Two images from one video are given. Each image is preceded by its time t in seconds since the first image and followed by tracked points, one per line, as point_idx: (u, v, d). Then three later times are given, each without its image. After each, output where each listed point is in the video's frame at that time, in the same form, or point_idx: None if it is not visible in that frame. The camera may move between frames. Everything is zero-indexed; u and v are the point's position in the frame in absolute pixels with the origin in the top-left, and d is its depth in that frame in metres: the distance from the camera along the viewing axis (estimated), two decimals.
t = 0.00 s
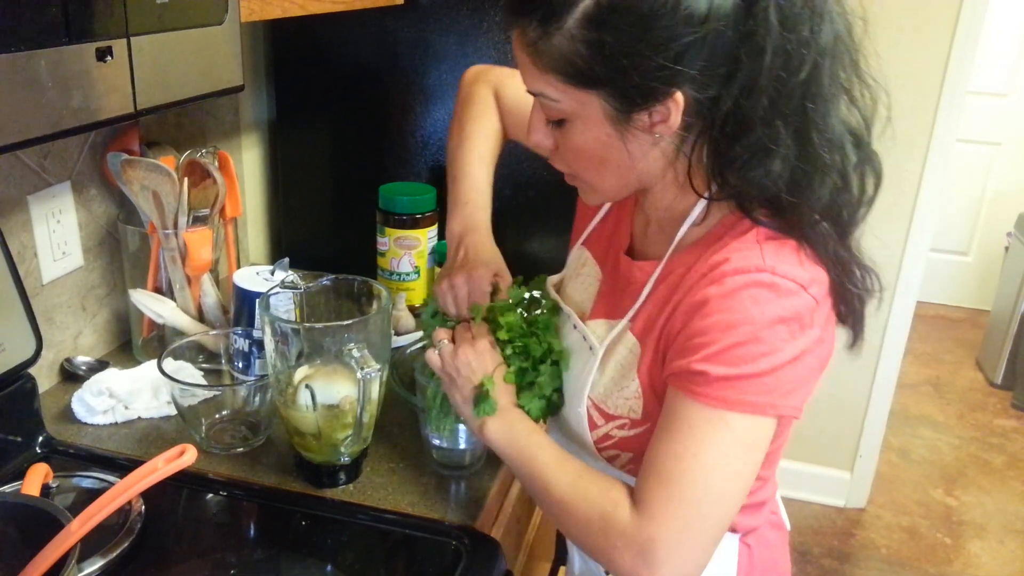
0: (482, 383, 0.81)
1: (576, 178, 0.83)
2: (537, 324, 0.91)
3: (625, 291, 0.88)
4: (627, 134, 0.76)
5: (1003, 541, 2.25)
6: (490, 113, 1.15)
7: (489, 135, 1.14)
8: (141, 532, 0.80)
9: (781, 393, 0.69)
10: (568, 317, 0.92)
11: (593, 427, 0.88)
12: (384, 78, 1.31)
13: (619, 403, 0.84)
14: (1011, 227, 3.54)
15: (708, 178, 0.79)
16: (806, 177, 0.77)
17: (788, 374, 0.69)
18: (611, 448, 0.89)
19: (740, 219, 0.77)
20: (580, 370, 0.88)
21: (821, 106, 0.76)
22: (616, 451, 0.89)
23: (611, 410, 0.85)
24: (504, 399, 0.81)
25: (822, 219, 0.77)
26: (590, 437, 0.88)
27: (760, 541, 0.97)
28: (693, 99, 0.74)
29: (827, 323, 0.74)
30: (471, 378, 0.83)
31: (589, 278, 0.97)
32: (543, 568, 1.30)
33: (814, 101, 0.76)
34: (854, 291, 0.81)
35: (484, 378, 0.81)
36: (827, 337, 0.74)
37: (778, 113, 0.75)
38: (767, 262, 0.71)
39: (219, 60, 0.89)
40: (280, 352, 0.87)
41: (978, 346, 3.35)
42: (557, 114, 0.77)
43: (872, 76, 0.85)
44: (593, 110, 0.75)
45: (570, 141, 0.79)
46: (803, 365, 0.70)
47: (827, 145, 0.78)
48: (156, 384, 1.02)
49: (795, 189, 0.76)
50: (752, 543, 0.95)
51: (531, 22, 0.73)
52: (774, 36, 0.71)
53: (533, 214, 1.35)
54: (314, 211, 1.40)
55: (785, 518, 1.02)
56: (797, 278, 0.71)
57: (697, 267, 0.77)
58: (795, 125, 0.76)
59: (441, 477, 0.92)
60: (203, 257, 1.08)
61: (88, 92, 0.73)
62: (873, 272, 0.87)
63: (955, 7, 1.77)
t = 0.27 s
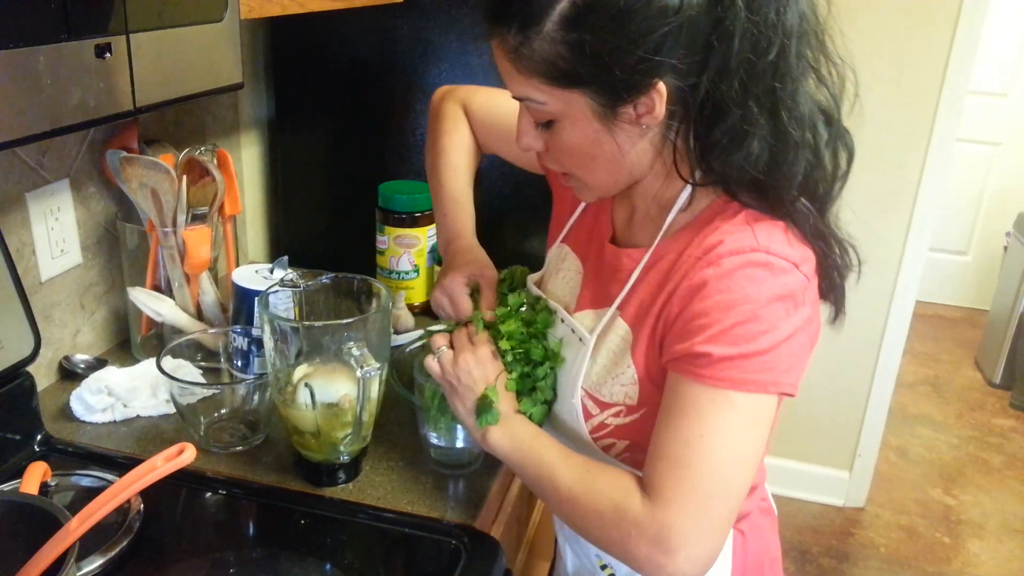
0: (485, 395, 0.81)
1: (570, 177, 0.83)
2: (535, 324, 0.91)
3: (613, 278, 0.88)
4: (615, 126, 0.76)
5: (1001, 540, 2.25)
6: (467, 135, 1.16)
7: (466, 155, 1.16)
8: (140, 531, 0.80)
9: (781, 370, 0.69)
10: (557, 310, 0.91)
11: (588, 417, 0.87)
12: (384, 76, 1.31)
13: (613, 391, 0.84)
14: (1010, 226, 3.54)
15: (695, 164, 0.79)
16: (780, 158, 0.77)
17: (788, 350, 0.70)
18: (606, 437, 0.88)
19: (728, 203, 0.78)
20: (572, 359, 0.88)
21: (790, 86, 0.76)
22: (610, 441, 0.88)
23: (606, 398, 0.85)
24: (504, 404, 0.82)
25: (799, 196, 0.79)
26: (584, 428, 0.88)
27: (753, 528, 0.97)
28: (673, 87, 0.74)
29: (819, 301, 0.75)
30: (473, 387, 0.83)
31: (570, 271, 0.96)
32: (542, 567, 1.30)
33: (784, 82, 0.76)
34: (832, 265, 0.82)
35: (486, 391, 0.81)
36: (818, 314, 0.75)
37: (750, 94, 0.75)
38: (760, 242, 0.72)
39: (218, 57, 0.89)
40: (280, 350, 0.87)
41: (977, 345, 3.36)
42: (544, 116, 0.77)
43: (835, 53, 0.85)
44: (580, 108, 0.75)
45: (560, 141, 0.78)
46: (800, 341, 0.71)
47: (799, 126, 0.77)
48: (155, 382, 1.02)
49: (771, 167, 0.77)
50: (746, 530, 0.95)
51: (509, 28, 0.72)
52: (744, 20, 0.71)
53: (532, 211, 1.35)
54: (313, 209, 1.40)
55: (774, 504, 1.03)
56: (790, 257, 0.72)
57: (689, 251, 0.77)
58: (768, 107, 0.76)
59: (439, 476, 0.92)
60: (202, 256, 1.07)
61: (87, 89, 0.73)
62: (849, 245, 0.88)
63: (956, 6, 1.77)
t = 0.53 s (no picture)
0: (486, 407, 0.81)
1: (562, 178, 0.83)
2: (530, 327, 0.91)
3: (606, 278, 0.88)
4: (604, 126, 0.75)
5: (1001, 540, 2.25)
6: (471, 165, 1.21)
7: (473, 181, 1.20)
8: (141, 532, 0.80)
9: (777, 367, 0.69)
10: (554, 313, 0.91)
11: (583, 419, 0.87)
12: (384, 77, 1.31)
13: (609, 390, 0.84)
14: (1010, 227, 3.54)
15: (683, 160, 0.79)
16: (763, 152, 0.77)
17: (783, 347, 0.69)
18: (602, 438, 0.88)
19: (718, 202, 0.78)
20: (567, 361, 0.88)
21: (771, 80, 0.76)
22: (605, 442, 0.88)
23: (600, 399, 0.85)
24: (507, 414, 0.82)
25: (784, 189, 0.79)
26: (581, 429, 0.88)
27: (751, 526, 0.97)
28: (660, 84, 0.74)
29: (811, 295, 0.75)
30: (474, 398, 0.82)
31: (562, 273, 0.96)
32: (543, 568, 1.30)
33: (765, 75, 0.76)
34: (824, 257, 0.83)
35: (489, 403, 0.81)
36: (811, 309, 0.75)
37: (732, 88, 0.75)
38: (750, 240, 0.72)
39: (218, 58, 0.89)
40: (280, 352, 0.87)
41: (977, 346, 3.35)
42: (533, 119, 0.77)
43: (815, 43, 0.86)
44: (568, 109, 0.74)
45: (551, 143, 0.78)
46: (795, 338, 0.71)
47: (782, 120, 0.78)
48: (155, 383, 1.02)
49: (756, 160, 0.77)
50: (744, 527, 0.95)
51: (494, 35, 0.73)
52: (726, 15, 0.71)
53: (532, 212, 1.36)
54: (312, 210, 1.40)
55: (771, 503, 1.02)
56: (780, 253, 0.72)
57: (680, 252, 0.77)
58: (751, 102, 0.76)
59: (438, 476, 0.92)
60: (202, 257, 1.07)
61: (87, 91, 0.73)
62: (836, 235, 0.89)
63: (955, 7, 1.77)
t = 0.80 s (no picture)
0: (488, 410, 0.81)
1: (557, 180, 0.83)
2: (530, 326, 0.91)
3: (603, 279, 0.88)
4: (597, 128, 0.75)
5: (1002, 538, 2.25)
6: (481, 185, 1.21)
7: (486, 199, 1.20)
8: (141, 534, 0.80)
9: (773, 367, 0.69)
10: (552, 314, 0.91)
11: (581, 418, 0.87)
12: (383, 78, 1.31)
13: (606, 390, 0.84)
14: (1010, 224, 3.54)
15: (678, 161, 0.79)
16: (755, 151, 0.77)
17: (780, 347, 0.70)
18: (599, 438, 0.88)
19: (713, 203, 0.78)
20: (564, 362, 0.88)
21: (760, 79, 0.76)
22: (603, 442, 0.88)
23: (598, 399, 0.85)
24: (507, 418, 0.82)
25: (777, 187, 0.79)
26: (579, 429, 0.88)
27: (749, 524, 0.97)
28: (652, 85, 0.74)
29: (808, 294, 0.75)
30: (476, 401, 0.83)
31: (560, 273, 0.97)
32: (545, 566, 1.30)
33: (755, 74, 0.76)
34: (820, 255, 0.83)
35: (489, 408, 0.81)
36: (807, 308, 0.75)
37: (722, 88, 0.75)
38: (745, 240, 0.72)
39: (217, 59, 0.89)
40: (281, 353, 0.87)
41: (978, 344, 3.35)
42: (528, 123, 0.77)
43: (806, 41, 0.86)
44: (561, 112, 0.74)
45: (546, 146, 0.78)
46: (791, 337, 0.71)
47: (772, 118, 0.78)
48: (155, 385, 1.02)
49: (748, 159, 0.77)
50: (743, 525, 0.95)
51: (486, 40, 0.73)
52: (714, 15, 0.72)
53: (531, 212, 1.36)
54: (312, 211, 1.40)
55: (771, 501, 1.03)
56: (775, 253, 0.72)
57: (676, 253, 0.77)
58: (742, 101, 0.76)
59: (437, 476, 0.92)
60: (202, 258, 1.08)
61: (86, 93, 0.73)
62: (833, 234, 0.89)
63: (954, 4, 1.77)
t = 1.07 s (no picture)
0: (489, 403, 0.81)
1: (564, 177, 0.83)
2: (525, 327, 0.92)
3: (609, 277, 0.88)
4: (607, 126, 0.75)
5: (1003, 535, 2.25)
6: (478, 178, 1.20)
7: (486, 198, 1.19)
8: (141, 533, 0.80)
9: (780, 367, 0.69)
10: (555, 311, 0.92)
11: (586, 416, 0.87)
12: (382, 76, 1.31)
13: (611, 389, 0.84)
14: (1010, 220, 3.54)
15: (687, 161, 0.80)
16: (764, 152, 0.77)
17: (786, 347, 0.70)
18: (602, 437, 0.88)
19: (720, 203, 0.78)
20: (569, 360, 0.88)
21: (770, 78, 0.76)
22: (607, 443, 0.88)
23: (603, 397, 0.85)
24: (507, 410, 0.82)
25: (784, 187, 0.80)
26: (583, 428, 0.88)
27: (752, 522, 0.97)
28: (663, 83, 0.74)
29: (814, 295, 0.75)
30: (477, 393, 0.82)
31: (565, 271, 0.97)
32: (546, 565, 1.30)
33: (765, 74, 0.76)
34: (826, 254, 0.83)
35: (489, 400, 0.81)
36: (814, 308, 0.75)
37: (732, 87, 0.75)
38: (753, 240, 0.72)
39: (216, 58, 0.89)
40: (279, 352, 0.87)
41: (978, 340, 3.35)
42: (535, 120, 0.77)
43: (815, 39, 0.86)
44: (571, 110, 0.74)
45: (553, 144, 0.78)
46: (798, 337, 0.71)
47: (781, 117, 0.78)
48: (155, 384, 1.02)
49: (757, 158, 0.77)
50: (746, 524, 0.95)
51: (496, 38, 0.73)
52: (725, 13, 0.71)
53: (531, 210, 1.36)
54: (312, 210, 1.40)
55: (773, 499, 1.03)
56: (782, 253, 0.72)
57: (683, 252, 0.77)
58: (752, 100, 0.76)
59: (437, 474, 0.93)
60: (201, 257, 1.08)
61: (84, 92, 0.73)
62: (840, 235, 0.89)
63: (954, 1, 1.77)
